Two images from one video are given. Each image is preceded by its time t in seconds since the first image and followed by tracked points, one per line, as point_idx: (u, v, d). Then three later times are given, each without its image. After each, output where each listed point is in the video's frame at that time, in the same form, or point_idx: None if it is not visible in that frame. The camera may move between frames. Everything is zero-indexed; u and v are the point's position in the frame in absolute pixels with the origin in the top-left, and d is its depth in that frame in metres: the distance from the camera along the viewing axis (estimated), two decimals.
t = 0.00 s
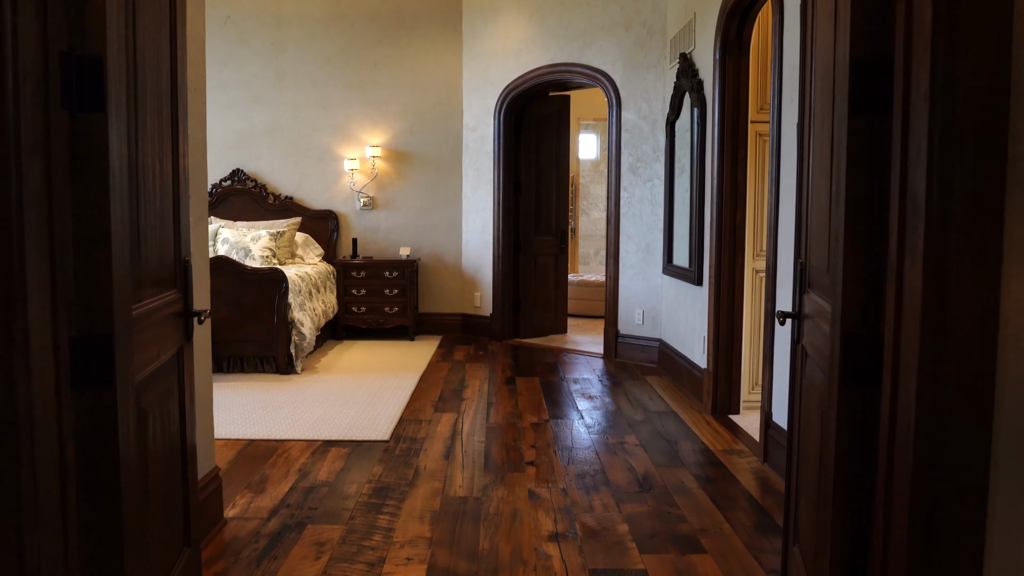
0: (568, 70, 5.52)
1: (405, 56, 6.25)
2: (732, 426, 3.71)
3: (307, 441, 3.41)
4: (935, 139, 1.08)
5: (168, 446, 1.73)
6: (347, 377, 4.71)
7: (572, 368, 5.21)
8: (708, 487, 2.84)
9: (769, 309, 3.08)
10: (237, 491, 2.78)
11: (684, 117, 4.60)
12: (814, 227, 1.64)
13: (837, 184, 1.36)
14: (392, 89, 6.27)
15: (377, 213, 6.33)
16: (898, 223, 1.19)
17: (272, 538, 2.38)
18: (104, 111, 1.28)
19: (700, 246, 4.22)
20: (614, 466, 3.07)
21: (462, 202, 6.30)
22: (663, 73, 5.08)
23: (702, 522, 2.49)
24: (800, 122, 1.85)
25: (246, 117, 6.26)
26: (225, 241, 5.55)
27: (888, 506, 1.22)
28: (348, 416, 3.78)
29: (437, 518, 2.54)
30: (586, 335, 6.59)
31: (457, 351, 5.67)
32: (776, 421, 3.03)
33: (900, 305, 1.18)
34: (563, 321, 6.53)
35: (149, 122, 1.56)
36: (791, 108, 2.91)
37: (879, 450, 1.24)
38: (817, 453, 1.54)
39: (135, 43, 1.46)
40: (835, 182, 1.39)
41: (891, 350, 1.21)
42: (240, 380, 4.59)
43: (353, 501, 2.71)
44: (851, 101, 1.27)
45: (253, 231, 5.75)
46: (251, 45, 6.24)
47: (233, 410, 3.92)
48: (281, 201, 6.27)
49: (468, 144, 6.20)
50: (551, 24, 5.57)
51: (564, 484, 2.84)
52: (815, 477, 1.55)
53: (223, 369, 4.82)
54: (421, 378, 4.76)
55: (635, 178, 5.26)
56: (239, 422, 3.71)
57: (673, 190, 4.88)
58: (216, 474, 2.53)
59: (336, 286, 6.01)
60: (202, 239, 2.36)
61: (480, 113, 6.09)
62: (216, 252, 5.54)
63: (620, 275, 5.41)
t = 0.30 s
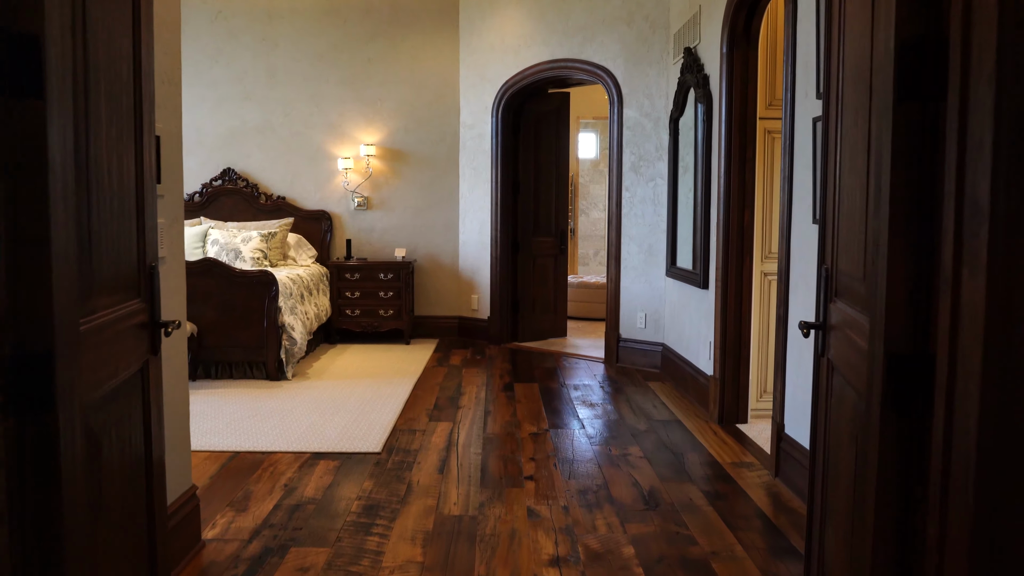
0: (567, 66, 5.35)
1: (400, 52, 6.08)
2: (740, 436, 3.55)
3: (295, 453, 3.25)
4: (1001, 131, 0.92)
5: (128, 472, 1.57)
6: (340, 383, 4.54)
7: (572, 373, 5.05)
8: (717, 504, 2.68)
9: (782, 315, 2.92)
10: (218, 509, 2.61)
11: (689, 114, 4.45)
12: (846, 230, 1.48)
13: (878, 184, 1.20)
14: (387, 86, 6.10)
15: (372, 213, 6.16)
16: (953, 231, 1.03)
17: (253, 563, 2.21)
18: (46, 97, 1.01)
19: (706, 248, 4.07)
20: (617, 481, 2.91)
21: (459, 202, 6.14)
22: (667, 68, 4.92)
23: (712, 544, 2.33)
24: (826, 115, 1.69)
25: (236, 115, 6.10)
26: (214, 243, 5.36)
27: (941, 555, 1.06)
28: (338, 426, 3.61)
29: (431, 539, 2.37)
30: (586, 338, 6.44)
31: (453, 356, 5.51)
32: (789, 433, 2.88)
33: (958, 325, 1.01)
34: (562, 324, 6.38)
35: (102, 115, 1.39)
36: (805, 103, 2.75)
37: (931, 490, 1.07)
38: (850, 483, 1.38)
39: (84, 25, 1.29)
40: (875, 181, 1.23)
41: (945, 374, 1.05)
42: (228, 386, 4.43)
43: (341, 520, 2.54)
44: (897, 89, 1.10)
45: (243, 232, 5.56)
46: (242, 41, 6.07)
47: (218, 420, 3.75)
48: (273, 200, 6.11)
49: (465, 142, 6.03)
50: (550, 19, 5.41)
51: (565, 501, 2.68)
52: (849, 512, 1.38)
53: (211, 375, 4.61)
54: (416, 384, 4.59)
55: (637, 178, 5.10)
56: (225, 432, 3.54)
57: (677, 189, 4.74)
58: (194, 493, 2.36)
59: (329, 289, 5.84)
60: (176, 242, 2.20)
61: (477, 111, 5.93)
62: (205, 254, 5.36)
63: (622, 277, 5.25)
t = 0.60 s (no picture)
0: (566, 61, 5.19)
1: (394, 47, 5.88)
2: (748, 448, 3.39)
3: (278, 466, 3.07)
4: None
5: (72, 505, 1.39)
6: (329, 391, 4.37)
7: (570, 379, 4.88)
8: (726, 524, 2.51)
9: (793, 321, 2.76)
10: (192, 530, 2.44)
11: (692, 110, 4.29)
12: (879, 232, 1.32)
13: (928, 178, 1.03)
14: (381, 83, 5.90)
15: (365, 213, 5.97)
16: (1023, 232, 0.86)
17: None
18: None
19: (711, 249, 3.91)
20: (619, 497, 2.74)
21: (455, 202, 5.96)
22: (669, 63, 4.76)
23: (722, 570, 2.16)
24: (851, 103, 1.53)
25: (225, 112, 5.87)
26: (201, 244, 5.16)
27: None
28: (325, 437, 3.44)
29: (419, 564, 2.21)
30: (586, 342, 6.27)
31: (448, 361, 5.34)
32: (802, 446, 2.71)
33: None
34: (561, 327, 6.21)
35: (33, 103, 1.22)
36: (819, 95, 2.58)
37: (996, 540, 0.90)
38: (890, 522, 1.21)
39: None
40: (920, 174, 1.07)
41: (1013, 408, 0.87)
42: (213, 394, 4.24)
43: (323, 542, 2.37)
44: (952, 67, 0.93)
45: (231, 233, 5.38)
46: (231, 36, 5.84)
47: (200, 429, 3.58)
48: (263, 200, 5.90)
49: (460, 140, 5.86)
50: (548, 12, 5.24)
51: (564, 521, 2.51)
52: (886, 554, 1.21)
53: (195, 382, 4.46)
54: (409, 391, 4.42)
55: (638, 177, 4.94)
56: (206, 444, 3.36)
57: (680, 188, 4.58)
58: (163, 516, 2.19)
59: (321, 291, 5.66)
60: (141, 245, 2.03)
61: (473, 108, 5.76)
62: (191, 256, 5.17)
63: (622, 279, 5.08)
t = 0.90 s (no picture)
0: (566, 56, 5.02)
1: (389, 42, 5.67)
2: (760, 463, 3.22)
3: (261, 480, 2.90)
4: None
5: (9, 548, 1.21)
6: (319, 398, 4.19)
7: (570, 386, 4.71)
8: (738, 546, 2.34)
9: (808, 329, 2.60)
10: (164, 554, 2.26)
11: (697, 106, 4.14)
12: (923, 234, 1.17)
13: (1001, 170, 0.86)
14: (376, 78, 5.68)
15: (359, 213, 5.76)
16: None
17: None
18: None
19: (717, 251, 3.77)
20: (621, 515, 2.57)
21: (451, 201, 5.79)
22: (673, 57, 4.60)
23: None
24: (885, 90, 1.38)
25: (214, 108, 5.58)
26: (189, 244, 4.95)
27: None
28: (312, 449, 3.26)
29: None
30: (586, 346, 6.10)
31: (444, 366, 5.18)
32: (817, 461, 2.55)
33: None
34: (561, 330, 6.04)
35: None
36: (837, 88, 2.41)
37: None
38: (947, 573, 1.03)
39: None
40: (989, 165, 0.90)
41: None
42: (197, 401, 4.04)
43: (304, 567, 2.20)
44: None
45: (220, 233, 5.14)
46: (220, 30, 5.57)
47: (180, 441, 3.39)
48: (254, 199, 5.64)
49: (457, 138, 5.69)
50: (547, 5, 5.07)
51: (563, 542, 2.35)
52: None
53: (180, 389, 4.19)
54: (403, 398, 4.26)
55: (640, 175, 4.78)
56: (186, 456, 3.18)
57: (683, 187, 4.43)
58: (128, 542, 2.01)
59: (312, 294, 5.49)
60: (101, 248, 1.87)
61: (470, 105, 5.58)
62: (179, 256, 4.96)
63: (624, 281, 4.93)
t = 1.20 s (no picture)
0: (568, 51, 4.86)
1: (385, 37, 5.48)
2: (774, 479, 3.06)
3: (245, 497, 2.73)
4: None
5: None
6: (311, 406, 4.03)
7: (571, 394, 4.56)
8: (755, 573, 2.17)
9: (829, 338, 2.44)
10: None
11: (705, 103, 3.99)
12: (991, 236, 1.02)
13: None
14: (372, 75, 5.49)
15: (355, 214, 5.58)
16: None
17: None
18: None
19: (727, 254, 3.63)
20: (628, 537, 2.41)
21: (449, 201, 5.62)
22: (678, 52, 4.44)
23: None
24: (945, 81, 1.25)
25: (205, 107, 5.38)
26: (178, 245, 4.68)
27: None
28: (302, 461, 3.09)
29: None
30: (588, 350, 5.92)
31: (442, 372, 5.03)
32: (839, 480, 2.39)
33: None
34: (562, 334, 5.87)
35: None
36: (861, 80, 2.26)
37: None
38: None
39: None
40: None
41: None
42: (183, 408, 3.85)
43: None
44: None
45: (209, 234, 4.89)
46: (211, 25, 5.35)
47: (162, 450, 3.22)
48: (246, 199, 5.44)
49: (455, 136, 5.52)
50: None
51: (566, 567, 2.18)
52: None
53: (166, 397, 3.94)
54: (399, 407, 4.09)
55: (645, 174, 4.63)
56: (167, 469, 3.00)
57: (690, 187, 4.28)
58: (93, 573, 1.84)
59: (306, 297, 5.32)
60: (59, 252, 1.70)
61: (469, 102, 5.40)
62: (167, 259, 4.68)
63: (628, 284, 4.80)
